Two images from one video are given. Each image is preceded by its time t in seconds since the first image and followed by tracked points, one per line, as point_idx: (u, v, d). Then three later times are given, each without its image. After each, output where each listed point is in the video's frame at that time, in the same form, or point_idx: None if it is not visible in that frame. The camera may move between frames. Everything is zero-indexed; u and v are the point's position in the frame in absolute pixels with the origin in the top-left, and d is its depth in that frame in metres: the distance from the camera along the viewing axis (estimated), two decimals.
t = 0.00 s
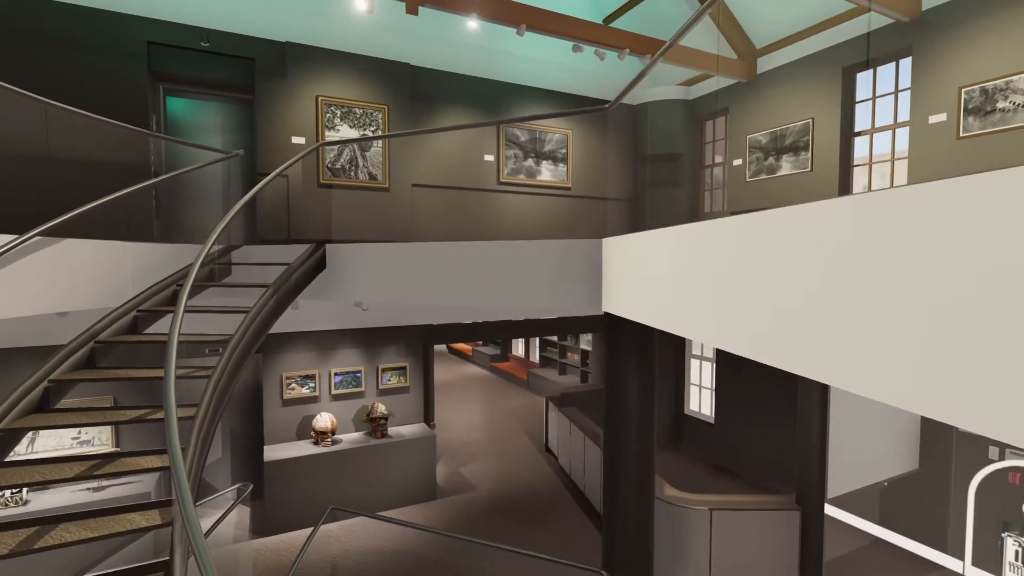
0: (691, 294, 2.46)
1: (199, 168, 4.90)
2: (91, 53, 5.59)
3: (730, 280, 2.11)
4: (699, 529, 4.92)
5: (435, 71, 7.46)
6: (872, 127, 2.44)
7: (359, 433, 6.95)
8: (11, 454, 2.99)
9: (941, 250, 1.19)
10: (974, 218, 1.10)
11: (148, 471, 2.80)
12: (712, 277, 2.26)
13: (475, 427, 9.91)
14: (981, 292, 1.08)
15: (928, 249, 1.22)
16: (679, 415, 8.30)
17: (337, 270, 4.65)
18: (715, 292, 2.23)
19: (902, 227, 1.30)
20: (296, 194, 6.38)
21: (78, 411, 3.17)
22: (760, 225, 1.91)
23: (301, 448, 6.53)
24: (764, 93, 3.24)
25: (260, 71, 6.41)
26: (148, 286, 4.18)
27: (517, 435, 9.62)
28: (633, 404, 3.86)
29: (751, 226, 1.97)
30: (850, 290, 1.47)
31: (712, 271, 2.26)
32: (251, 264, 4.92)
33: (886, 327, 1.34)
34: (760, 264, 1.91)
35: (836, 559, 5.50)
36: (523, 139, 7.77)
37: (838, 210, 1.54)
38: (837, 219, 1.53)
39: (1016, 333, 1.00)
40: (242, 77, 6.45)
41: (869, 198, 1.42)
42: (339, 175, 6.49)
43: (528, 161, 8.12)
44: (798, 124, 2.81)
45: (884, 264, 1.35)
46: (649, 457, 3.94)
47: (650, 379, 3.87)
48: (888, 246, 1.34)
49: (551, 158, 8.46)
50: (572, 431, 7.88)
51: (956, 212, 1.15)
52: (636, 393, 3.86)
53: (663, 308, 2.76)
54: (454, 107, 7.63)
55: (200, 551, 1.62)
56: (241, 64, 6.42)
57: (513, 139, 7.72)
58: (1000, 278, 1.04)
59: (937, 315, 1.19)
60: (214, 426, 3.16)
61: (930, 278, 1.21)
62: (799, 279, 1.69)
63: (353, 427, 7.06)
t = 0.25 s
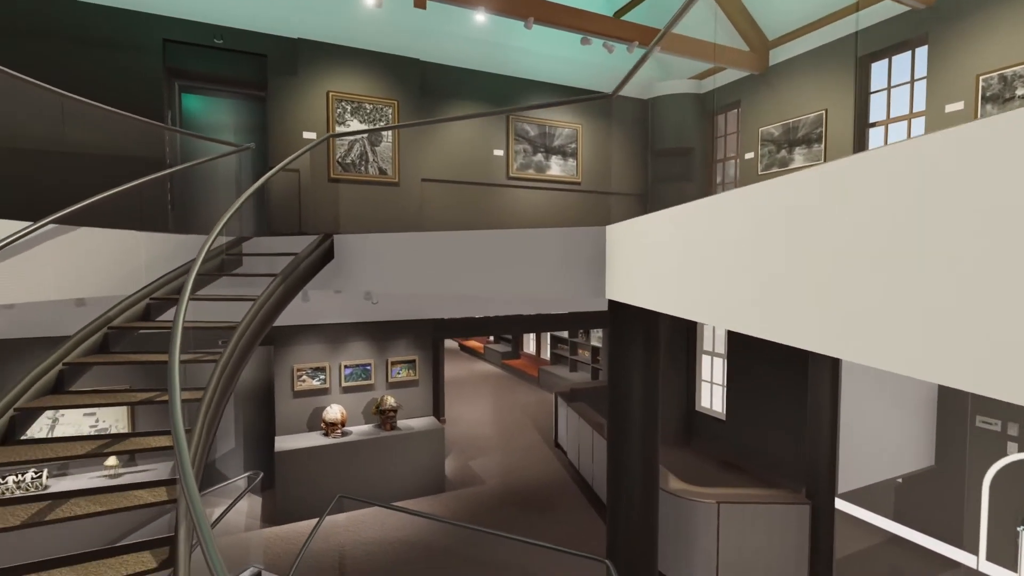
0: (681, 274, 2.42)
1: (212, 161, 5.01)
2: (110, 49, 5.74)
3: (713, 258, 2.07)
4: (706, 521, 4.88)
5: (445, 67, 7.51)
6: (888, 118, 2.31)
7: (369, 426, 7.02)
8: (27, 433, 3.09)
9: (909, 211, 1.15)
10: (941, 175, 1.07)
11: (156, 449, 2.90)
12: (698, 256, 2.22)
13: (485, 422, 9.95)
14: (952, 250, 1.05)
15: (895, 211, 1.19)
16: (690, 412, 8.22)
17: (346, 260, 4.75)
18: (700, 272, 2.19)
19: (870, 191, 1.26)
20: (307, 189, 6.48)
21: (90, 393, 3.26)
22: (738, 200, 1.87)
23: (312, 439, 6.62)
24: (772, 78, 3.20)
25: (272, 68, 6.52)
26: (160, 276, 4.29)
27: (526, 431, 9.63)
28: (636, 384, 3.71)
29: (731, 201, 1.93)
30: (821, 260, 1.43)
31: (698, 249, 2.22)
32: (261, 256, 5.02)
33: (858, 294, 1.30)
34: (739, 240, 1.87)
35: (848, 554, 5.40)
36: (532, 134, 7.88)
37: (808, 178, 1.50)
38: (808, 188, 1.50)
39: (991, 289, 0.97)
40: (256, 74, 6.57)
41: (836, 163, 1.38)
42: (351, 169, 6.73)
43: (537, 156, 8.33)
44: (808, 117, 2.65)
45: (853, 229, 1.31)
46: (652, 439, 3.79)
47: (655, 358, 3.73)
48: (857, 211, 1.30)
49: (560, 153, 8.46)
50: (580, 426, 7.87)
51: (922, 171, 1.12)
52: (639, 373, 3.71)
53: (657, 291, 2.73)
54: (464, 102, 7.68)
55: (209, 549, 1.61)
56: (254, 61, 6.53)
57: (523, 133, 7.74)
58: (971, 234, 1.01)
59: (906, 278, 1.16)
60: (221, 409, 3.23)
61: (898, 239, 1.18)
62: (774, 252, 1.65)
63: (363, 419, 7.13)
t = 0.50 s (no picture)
0: (681, 249, 2.33)
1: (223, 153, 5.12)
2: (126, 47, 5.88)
3: (712, 231, 1.96)
4: (713, 514, 4.83)
5: (454, 63, 7.55)
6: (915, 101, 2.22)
7: (378, 418, 7.08)
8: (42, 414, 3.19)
9: (907, 167, 1.03)
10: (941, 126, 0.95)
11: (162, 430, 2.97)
12: (698, 231, 2.12)
13: (494, 418, 9.97)
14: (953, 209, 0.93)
15: (891, 167, 1.08)
16: (700, 409, 8.14)
17: (353, 251, 4.79)
18: (700, 247, 2.09)
19: (869, 147, 1.14)
20: (317, 183, 6.56)
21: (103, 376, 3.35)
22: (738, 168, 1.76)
23: (322, 430, 6.70)
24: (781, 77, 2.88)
25: (284, 64, 6.62)
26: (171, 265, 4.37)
27: (536, 426, 9.62)
28: (639, 372, 3.69)
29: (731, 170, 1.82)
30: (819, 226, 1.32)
31: (698, 224, 2.12)
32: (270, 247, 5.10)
33: (854, 261, 1.19)
34: (737, 210, 1.76)
35: (859, 551, 5.32)
36: (540, 129, 8.29)
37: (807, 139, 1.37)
38: (808, 149, 1.37)
39: (992, 246, 0.86)
40: (268, 70, 6.67)
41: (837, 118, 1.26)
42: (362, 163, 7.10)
43: (546, 151, 8.44)
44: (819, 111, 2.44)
45: (851, 191, 1.19)
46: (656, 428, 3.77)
47: (659, 345, 3.71)
48: (855, 171, 1.18)
49: (569, 148, 8.45)
50: (589, 421, 7.84)
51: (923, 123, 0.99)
52: (643, 364, 3.69)
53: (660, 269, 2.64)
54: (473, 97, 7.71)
55: (215, 536, 1.58)
56: (266, 57, 6.63)
57: (531, 128, 8.19)
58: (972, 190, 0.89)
59: (904, 245, 1.05)
60: (227, 392, 3.28)
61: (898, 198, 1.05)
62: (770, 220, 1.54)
63: (372, 411, 7.20)
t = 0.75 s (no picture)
0: (679, 226, 2.31)
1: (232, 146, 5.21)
2: (141, 46, 6.03)
3: (708, 203, 1.95)
4: (719, 507, 4.79)
5: (463, 58, 7.59)
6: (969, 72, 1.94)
7: (386, 411, 7.14)
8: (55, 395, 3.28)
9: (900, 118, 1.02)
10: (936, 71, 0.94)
11: (167, 412, 3.04)
12: (695, 205, 2.11)
13: (504, 414, 9.98)
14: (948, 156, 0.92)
15: (881, 117, 1.07)
16: (710, 405, 8.06)
17: (359, 242, 4.84)
18: (696, 220, 2.08)
19: (864, 101, 1.12)
20: (326, 178, 6.64)
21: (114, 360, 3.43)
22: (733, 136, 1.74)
23: (330, 422, 6.78)
24: (777, 65, 2.43)
25: (294, 61, 6.72)
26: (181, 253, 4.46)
27: (545, 423, 9.61)
28: (641, 362, 3.67)
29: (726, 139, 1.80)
30: (811, 186, 1.31)
31: (694, 198, 2.11)
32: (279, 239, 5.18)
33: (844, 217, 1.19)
34: (732, 179, 1.74)
35: (871, 548, 5.22)
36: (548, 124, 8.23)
37: (798, 99, 1.36)
38: (800, 110, 1.35)
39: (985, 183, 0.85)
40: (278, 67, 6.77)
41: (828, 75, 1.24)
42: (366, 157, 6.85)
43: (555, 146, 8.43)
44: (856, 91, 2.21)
45: (844, 147, 1.18)
46: (658, 418, 3.75)
47: (660, 334, 3.69)
48: (847, 127, 1.16)
49: (578, 143, 8.44)
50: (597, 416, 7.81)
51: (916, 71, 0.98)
52: (645, 354, 3.66)
53: (659, 250, 2.62)
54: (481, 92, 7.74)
55: (214, 531, 1.59)
56: (278, 54, 6.73)
57: (539, 123, 8.12)
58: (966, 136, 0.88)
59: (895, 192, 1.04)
60: (233, 375, 3.35)
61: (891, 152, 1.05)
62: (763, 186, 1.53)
63: (380, 404, 7.26)
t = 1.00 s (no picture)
0: (675, 198, 2.27)
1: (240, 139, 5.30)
2: (154, 43, 6.16)
3: (703, 174, 1.90)
4: (724, 500, 4.76)
5: (470, 52, 7.61)
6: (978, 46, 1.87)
7: (394, 404, 7.20)
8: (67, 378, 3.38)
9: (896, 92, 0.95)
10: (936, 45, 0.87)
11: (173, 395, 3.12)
12: (690, 176, 2.06)
13: (512, 410, 9.98)
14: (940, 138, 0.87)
15: (870, 68, 1.02)
16: (721, 401, 7.97)
17: (364, 233, 4.90)
18: (693, 196, 2.03)
19: (853, 55, 1.08)
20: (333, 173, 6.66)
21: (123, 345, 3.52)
22: (729, 104, 1.67)
23: (340, 414, 6.85)
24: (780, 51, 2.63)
25: (305, 57, 6.82)
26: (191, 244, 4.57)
27: (553, 419, 9.58)
28: (642, 349, 3.66)
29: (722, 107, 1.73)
30: (804, 158, 1.25)
31: (690, 169, 2.05)
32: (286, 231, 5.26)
33: (830, 177, 1.14)
34: (726, 149, 1.68)
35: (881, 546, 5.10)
36: (557, 119, 8.26)
37: (796, 65, 1.28)
38: (797, 77, 1.28)
39: (974, 124, 0.80)
40: (288, 64, 6.89)
41: (828, 37, 1.16)
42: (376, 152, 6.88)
43: (562, 141, 8.40)
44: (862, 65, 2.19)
45: (839, 120, 1.12)
46: (659, 408, 3.73)
47: (660, 324, 3.69)
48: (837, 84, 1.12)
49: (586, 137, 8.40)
50: (604, 411, 7.77)
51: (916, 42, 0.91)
52: (645, 344, 3.67)
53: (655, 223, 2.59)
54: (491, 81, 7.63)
55: (217, 523, 1.67)
56: (287, 51, 6.84)
57: (548, 117, 8.14)
58: (960, 117, 0.83)
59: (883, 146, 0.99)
60: (238, 360, 3.42)
61: (885, 129, 0.98)
62: (755, 153, 1.48)
63: (388, 397, 7.32)
